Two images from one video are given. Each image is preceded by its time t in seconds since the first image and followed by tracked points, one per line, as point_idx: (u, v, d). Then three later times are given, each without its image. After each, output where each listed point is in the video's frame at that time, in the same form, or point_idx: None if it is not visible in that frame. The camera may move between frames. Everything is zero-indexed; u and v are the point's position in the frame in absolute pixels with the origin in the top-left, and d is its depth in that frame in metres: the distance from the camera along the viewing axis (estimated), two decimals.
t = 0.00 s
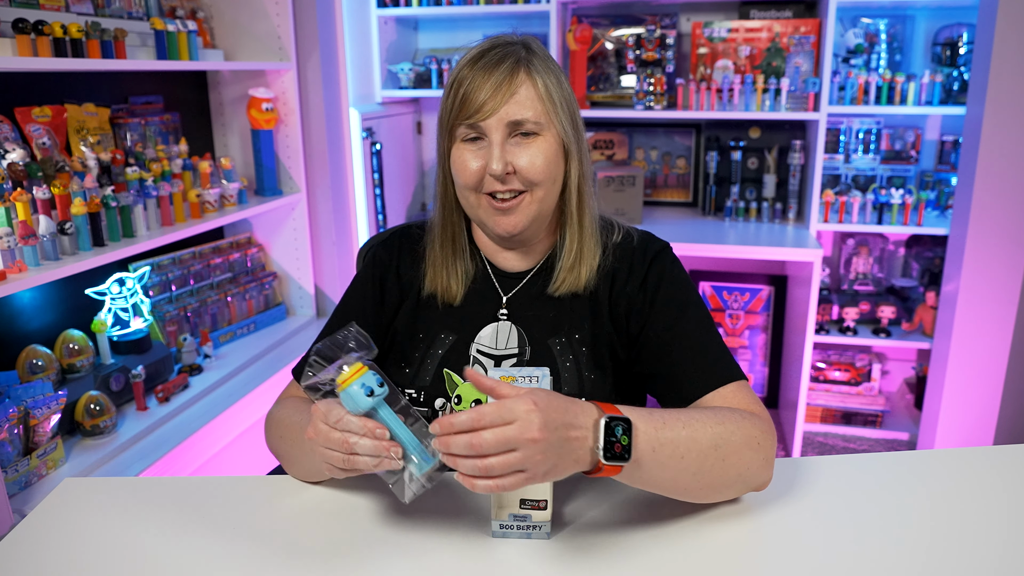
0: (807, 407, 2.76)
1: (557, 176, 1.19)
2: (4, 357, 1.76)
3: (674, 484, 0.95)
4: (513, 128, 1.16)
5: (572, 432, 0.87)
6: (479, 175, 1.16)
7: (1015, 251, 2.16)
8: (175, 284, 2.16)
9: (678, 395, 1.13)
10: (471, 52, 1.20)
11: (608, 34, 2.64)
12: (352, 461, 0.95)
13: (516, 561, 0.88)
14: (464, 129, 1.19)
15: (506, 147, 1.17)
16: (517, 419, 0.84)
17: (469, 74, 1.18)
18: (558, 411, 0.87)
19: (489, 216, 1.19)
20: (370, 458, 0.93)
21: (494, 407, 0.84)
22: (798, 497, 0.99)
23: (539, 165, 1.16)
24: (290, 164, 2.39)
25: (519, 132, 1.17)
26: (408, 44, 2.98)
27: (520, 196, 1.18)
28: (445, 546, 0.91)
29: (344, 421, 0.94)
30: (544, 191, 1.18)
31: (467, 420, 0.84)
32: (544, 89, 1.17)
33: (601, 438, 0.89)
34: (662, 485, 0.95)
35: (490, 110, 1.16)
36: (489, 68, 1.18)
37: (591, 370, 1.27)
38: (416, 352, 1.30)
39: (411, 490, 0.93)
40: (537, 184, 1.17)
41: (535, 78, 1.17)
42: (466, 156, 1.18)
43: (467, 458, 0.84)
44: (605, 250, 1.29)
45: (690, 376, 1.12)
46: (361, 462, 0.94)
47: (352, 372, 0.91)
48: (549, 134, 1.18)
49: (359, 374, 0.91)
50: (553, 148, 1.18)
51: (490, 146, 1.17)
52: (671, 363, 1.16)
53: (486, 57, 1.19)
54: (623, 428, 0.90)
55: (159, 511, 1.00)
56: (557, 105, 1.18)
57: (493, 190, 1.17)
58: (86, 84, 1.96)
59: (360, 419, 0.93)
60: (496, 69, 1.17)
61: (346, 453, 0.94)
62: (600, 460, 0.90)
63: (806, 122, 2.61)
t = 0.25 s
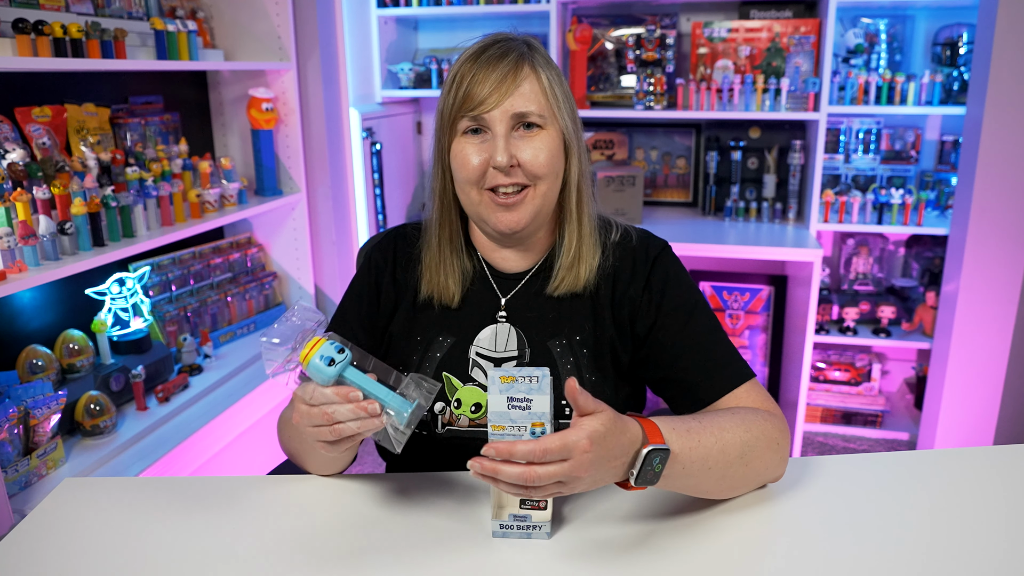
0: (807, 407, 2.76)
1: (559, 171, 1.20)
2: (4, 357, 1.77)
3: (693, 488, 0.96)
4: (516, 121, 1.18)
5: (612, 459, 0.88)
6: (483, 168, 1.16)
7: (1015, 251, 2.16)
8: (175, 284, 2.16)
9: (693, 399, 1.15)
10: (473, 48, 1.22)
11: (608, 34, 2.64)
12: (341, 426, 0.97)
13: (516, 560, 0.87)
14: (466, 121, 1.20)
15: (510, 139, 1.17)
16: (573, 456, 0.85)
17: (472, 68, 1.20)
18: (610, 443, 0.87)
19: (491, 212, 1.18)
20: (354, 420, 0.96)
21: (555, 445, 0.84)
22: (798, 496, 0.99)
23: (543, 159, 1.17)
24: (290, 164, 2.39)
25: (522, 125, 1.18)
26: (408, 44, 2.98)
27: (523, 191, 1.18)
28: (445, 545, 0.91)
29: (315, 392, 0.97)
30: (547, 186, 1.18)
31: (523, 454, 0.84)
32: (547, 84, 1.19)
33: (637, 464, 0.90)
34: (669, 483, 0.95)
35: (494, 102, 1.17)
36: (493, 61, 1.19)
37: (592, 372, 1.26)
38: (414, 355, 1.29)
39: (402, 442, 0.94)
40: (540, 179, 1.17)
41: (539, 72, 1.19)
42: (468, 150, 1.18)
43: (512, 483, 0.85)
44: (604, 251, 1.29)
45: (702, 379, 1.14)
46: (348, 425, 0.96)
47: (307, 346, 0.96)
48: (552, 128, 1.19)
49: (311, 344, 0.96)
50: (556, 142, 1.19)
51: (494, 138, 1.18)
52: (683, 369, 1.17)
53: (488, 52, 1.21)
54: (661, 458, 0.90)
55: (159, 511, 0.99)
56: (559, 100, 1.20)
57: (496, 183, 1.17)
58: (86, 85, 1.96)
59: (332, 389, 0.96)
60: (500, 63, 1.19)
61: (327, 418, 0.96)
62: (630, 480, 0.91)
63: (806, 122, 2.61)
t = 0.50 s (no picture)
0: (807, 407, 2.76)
1: (561, 170, 1.20)
2: (4, 357, 1.76)
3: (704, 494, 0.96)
4: (519, 118, 1.18)
5: (625, 473, 0.88)
6: (486, 165, 1.16)
7: (1015, 251, 2.16)
8: (175, 284, 2.16)
9: (701, 401, 1.15)
10: (476, 45, 1.22)
11: (608, 34, 2.64)
12: (346, 441, 0.97)
13: (516, 561, 0.87)
14: (469, 118, 1.20)
15: (513, 137, 1.17)
16: (584, 469, 0.85)
17: (475, 66, 1.20)
18: (624, 462, 0.87)
19: (493, 211, 1.18)
20: (357, 436, 0.96)
21: (568, 455, 0.84)
22: (798, 496, 0.99)
23: (546, 157, 1.17)
24: (290, 164, 2.39)
25: (525, 122, 1.18)
26: (408, 44, 2.98)
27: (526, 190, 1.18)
28: (445, 545, 0.91)
29: (314, 413, 0.97)
30: (550, 185, 1.18)
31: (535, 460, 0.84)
32: (550, 81, 1.19)
33: (649, 478, 0.90)
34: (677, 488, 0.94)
35: (497, 99, 1.17)
36: (496, 59, 1.19)
37: (594, 373, 1.26)
38: (415, 356, 1.29)
39: (410, 452, 0.95)
40: (542, 177, 1.17)
41: (542, 70, 1.20)
42: (471, 147, 1.18)
43: (519, 481, 0.86)
44: (607, 252, 1.30)
45: (709, 380, 1.14)
46: (353, 440, 0.97)
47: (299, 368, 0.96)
48: (555, 126, 1.19)
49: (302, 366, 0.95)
50: (559, 141, 1.19)
51: (497, 135, 1.18)
52: (688, 370, 1.17)
53: (491, 50, 1.21)
54: (673, 473, 0.90)
55: (159, 512, 0.99)
56: (561, 98, 1.20)
57: (499, 181, 1.16)
58: (86, 84, 1.96)
59: (330, 409, 0.96)
60: (503, 60, 1.19)
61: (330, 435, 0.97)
62: (641, 491, 0.91)
63: (806, 122, 2.61)
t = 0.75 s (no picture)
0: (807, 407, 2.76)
1: (564, 170, 1.20)
2: (4, 357, 1.76)
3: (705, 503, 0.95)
4: (523, 119, 1.18)
5: (626, 492, 0.88)
6: (489, 166, 1.16)
7: (1015, 251, 2.16)
8: (175, 284, 2.16)
9: (702, 403, 1.15)
10: (480, 45, 1.22)
11: (608, 34, 2.64)
12: (354, 444, 0.98)
13: (516, 561, 0.88)
14: (473, 118, 1.20)
15: (516, 137, 1.17)
16: (581, 496, 0.85)
17: (479, 65, 1.20)
18: (623, 486, 0.87)
19: (496, 210, 1.18)
20: (366, 439, 0.96)
21: (562, 481, 0.84)
22: (798, 497, 0.99)
23: (549, 158, 1.17)
24: (290, 164, 2.39)
25: (529, 123, 1.18)
26: (408, 44, 2.98)
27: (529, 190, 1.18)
28: (445, 545, 0.91)
29: (326, 410, 0.98)
30: (553, 185, 1.18)
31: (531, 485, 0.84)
32: (554, 82, 1.19)
33: (649, 495, 0.90)
34: (677, 500, 0.93)
35: (501, 99, 1.17)
36: (500, 59, 1.19)
37: (595, 374, 1.26)
38: (417, 356, 1.29)
39: (417, 462, 0.94)
40: (545, 177, 1.17)
41: (546, 71, 1.20)
42: (475, 147, 1.18)
43: (517, 504, 0.86)
44: (609, 253, 1.30)
45: (711, 382, 1.14)
46: (362, 444, 0.97)
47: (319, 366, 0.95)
48: (558, 127, 1.19)
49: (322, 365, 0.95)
50: (561, 141, 1.19)
51: (500, 135, 1.18)
52: (690, 370, 1.17)
53: (495, 50, 1.21)
54: (673, 491, 0.90)
55: (159, 512, 0.99)
56: (565, 99, 1.20)
57: (502, 181, 1.16)
58: (86, 84, 1.96)
59: (344, 408, 0.96)
60: (507, 60, 1.19)
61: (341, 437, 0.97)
62: (641, 506, 0.91)
63: (806, 122, 2.61)
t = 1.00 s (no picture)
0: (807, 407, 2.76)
1: (564, 169, 1.20)
2: (4, 357, 1.76)
3: (704, 506, 0.95)
4: (524, 118, 1.18)
5: (626, 493, 0.88)
6: (489, 165, 1.16)
7: (1015, 251, 2.16)
8: (175, 284, 2.16)
9: (702, 403, 1.15)
10: (481, 45, 1.22)
11: (608, 34, 2.64)
12: (356, 445, 0.97)
13: (516, 561, 0.88)
14: (473, 117, 1.20)
15: (517, 136, 1.17)
16: (578, 497, 0.85)
17: (480, 65, 1.20)
18: (621, 488, 0.87)
19: (495, 207, 1.18)
20: (368, 440, 0.96)
21: (561, 483, 0.84)
22: (798, 497, 0.99)
23: (549, 157, 1.17)
24: (290, 164, 2.39)
25: (529, 122, 1.18)
26: (408, 44, 2.98)
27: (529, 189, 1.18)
28: (445, 545, 0.91)
29: (328, 408, 0.97)
30: (553, 184, 1.18)
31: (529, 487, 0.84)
32: (555, 82, 1.19)
33: (648, 497, 0.90)
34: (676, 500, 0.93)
35: (501, 98, 1.17)
36: (501, 58, 1.19)
37: (594, 374, 1.26)
38: (416, 356, 1.29)
39: (417, 462, 0.94)
40: (545, 175, 1.17)
41: (547, 70, 1.20)
42: (475, 146, 1.18)
43: (515, 504, 0.86)
44: (608, 253, 1.30)
45: (711, 383, 1.14)
46: (363, 444, 0.97)
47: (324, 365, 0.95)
48: (559, 126, 1.19)
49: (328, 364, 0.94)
50: (562, 140, 1.19)
51: (500, 134, 1.18)
52: (689, 371, 1.17)
53: (496, 49, 1.21)
54: (673, 492, 0.90)
55: (159, 512, 0.99)
56: (566, 98, 1.20)
57: (502, 180, 1.16)
58: (86, 84, 1.96)
59: (347, 407, 0.97)
60: (508, 59, 1.19)
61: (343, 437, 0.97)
62: (640, 507, 0.91)
63: (806, 122, 2.61)
